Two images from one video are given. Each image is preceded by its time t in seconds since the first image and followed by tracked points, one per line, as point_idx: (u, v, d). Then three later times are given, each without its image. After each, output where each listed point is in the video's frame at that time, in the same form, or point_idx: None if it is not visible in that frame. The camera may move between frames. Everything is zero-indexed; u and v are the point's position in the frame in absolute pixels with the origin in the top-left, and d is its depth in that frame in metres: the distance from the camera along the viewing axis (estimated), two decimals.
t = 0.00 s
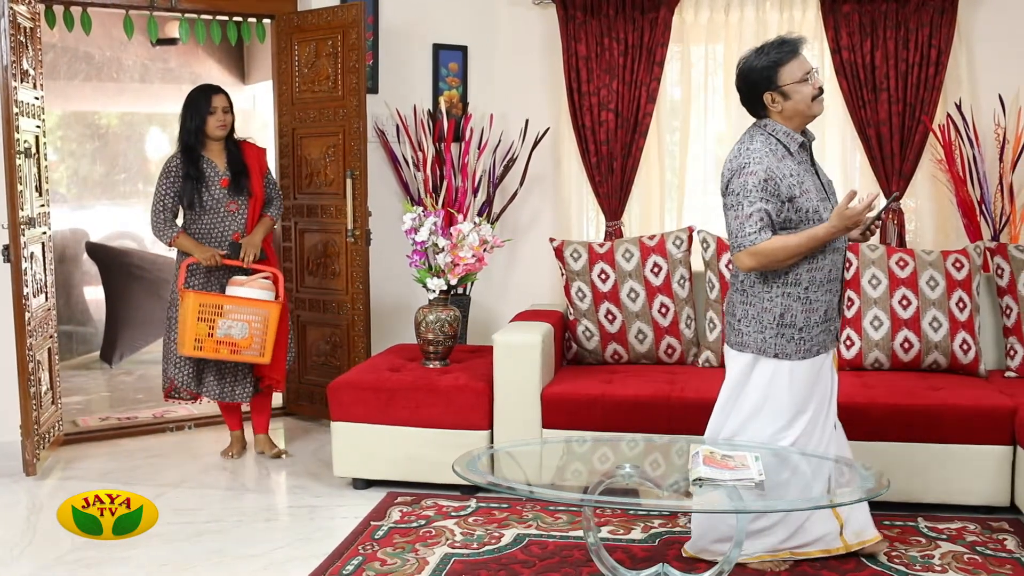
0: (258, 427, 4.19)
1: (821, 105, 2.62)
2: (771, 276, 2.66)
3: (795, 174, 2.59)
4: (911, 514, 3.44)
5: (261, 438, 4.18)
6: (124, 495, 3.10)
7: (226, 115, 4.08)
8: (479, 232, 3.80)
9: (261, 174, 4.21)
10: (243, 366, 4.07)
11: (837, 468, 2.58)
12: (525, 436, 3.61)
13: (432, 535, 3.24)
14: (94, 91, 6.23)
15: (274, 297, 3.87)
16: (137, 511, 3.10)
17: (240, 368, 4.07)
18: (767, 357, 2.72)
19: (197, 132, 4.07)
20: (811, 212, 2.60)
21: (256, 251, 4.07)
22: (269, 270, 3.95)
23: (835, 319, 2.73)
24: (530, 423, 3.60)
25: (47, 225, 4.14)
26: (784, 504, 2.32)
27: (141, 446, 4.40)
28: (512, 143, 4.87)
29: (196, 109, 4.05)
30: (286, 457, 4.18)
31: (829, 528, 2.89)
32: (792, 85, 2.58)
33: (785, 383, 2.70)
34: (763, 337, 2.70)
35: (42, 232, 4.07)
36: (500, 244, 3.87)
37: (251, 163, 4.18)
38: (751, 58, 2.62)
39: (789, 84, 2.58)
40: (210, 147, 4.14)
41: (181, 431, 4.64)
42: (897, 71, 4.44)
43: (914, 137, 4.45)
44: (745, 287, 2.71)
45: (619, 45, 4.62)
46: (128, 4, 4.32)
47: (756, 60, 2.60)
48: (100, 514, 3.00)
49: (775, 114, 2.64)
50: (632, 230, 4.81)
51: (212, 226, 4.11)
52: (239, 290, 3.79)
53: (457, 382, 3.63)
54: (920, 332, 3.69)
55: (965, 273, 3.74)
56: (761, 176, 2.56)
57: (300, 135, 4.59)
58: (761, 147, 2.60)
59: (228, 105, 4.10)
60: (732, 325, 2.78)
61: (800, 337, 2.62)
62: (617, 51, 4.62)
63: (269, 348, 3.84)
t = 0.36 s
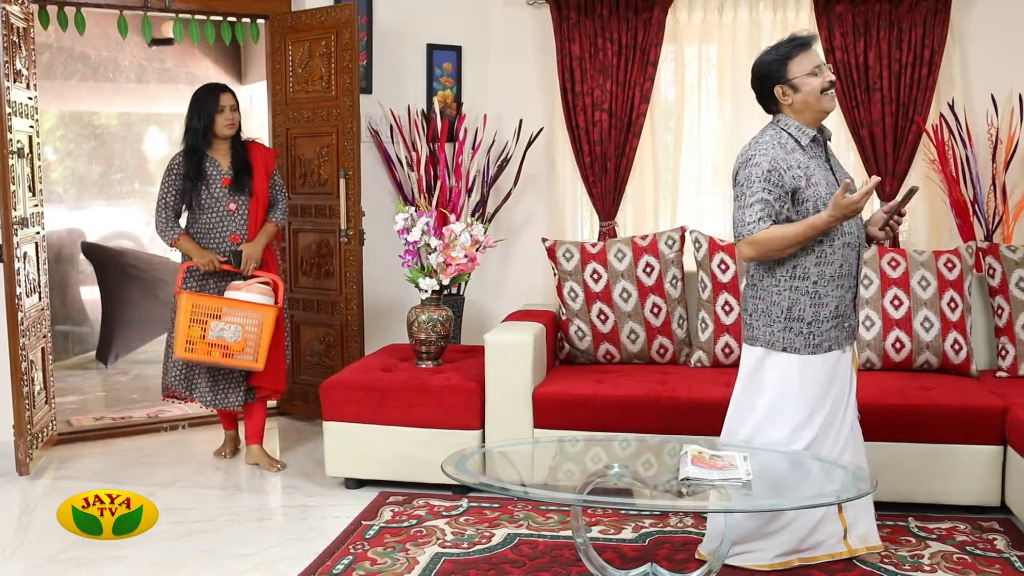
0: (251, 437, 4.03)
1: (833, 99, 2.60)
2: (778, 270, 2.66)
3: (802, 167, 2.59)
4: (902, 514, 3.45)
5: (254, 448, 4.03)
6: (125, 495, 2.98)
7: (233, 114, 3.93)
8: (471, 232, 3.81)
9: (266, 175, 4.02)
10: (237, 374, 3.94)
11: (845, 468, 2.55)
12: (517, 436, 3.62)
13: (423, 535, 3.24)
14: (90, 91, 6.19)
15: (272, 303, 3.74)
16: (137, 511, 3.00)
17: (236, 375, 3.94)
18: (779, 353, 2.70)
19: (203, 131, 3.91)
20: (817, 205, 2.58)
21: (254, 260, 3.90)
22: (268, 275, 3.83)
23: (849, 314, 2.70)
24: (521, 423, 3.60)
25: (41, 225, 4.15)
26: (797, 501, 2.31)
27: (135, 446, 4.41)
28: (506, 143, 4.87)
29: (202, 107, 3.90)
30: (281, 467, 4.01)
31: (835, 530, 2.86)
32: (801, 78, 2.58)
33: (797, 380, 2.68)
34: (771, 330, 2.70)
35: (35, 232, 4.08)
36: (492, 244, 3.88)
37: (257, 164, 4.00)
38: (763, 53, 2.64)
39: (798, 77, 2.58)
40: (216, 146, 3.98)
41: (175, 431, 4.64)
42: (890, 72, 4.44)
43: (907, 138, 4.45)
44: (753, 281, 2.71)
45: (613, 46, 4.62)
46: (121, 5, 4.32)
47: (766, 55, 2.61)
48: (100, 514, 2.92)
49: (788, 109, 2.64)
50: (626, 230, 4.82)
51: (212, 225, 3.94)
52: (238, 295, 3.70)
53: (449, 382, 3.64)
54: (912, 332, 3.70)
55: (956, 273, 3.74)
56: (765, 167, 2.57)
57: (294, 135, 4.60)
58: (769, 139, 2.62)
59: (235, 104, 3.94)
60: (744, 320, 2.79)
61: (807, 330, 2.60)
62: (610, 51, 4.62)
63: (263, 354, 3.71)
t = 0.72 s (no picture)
0: (243, 438, 4.03)
1: (846, 108, 2.59)
2: (779, 265, 2.67)
3: (810, 163, 2.59)
4: (891, 514, 3.45)
5: (245, 448, 4.03)
6: (125, 494, 3.00)
7: (245, 111, 3.84)
8: (461, 232, 3.82)
9: (273, 175, 3.93)
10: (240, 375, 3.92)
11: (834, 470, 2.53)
12: (508, 436, 3.62)
13: (413, 535, 3.24)
14: (84, 91, 6.16)
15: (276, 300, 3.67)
16: (138, 511, 3.02)
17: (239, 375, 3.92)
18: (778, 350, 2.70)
19: (214, 128, 3.82)
20: (822, 201, 2.59)
21: (254, 266, 3.80)
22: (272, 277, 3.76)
23: (849, 314, 2.68)
24: (512, 423, 3.61)
25: (33, 225, 4.15)
26: (786, 500, 2.31)
27: (127, 445, 4.41)
28: (498, 143, 4.88)
29: (214, 102, 3.81)
30: (272, 467, 4.02)
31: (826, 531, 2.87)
32: (821, 78, 2.57)
33: (794, 377, 2.68)
34: (769, 325, 2.71)
35: (28, 232, 4.08)
36: (483, 244, 3.90)
37: (265, 163, 3.93)
38: (788, 49, 2.62)
39: (818, 76, 2.57)
40: (226, 143, 3.90)
41: (168, 431, 4.64)
42: (883, 72, 4.44)
43: (899, 138, 4.45)
44: (755, 275, 2.73)
45: (605, 46, 4.62)
46: (114, 6, 4.32)
47: (791, 50, 2.60)
48: (100, 514, 2.94)
49: (802, 105, 2.63)
50: (618, 230, 4.82)
51: (214, 223, 3.86)
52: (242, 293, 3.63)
53: (440, 382, 3.64)
54: (902, 332, 3.70)
55: (947, 273, 3.74)
56: (773, 161, 2.57)
57: (287, 135, 4.61)
58: (779, 134, 2.62)
59: (247, 100, 3.86)
60: (747, 315, 2.80)
61: (803, 326, 2.60)
62: (603, 52, 4.63)
63: (273, 351, 3.63)
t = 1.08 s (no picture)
0: (233, 438, 4.02)
1: (844, 126, 2.59)
2: (772, 260, 2.67)
3: (808, 161, 2.60)
4: (880, 513, 3.46)
5: (236, 448, 4.02)
6: (125, 495, 3.06)
7: (239, 110, 3.76)
8: (451, 232, 3.83)
9: (270, 178, 3.88)
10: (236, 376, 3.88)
11: (823, 469, 2.53)
12: (497, 436, 3.62)
13: (401, 534, 3.24)
14: (76, 91, 6.08)
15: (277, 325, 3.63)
16: (137, 511, 3.08)
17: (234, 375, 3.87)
18: (770, 349, 2.70)
19: (210, 130, 3.72)
20: (817, 198, 2.60)
21: (254, 283, 3.75)
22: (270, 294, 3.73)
23: (843, 312, 2.68)
24: (501, 423, 3.61)
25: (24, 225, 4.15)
26: (773, 499, 2.31)
27: (118, 445, 4.41)
28: (490, 143, 4.88)
29: (208, 103, 3.72)
30: (263, 467, 4.01)
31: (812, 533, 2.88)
32: (832, 89, 2.55)
33: (786, 374, 2.67)
34: (763, 320, 2.71)
35: (18, 232, 4.08)
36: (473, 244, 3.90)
37: (263, 165, 3.87)
38: (811, 49, 2.57)
39: (830, 86, 2.55)
40: (223, 144, 3.81)
41: (159, 431, 4.65)
42: (873, 72, 4.45)
43: (889, 138, 4.45)
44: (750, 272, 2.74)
45: (597, 46, 4.63)
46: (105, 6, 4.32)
47: (815, 51, 2.55)
48: (100, 514, 3.01)
49: (805, 106, 2.62)
50: (610, 230, 4.83)
51: (212, 228, 3.78)
52: (245, 319, 3.57)
53: (430, 382, 3.64)
54: (891, 332, 3.70)
55: (936, 273, 3.75)
56: (772, 156, 2.58)
57: (278, 135, 4.61)
58: (779, 132, 2.63)
59: (241, 100, 3.78)
60: (742, 312, 2.80)
61: (795, 321, 2.60)
62: (594, 52, 4.63)
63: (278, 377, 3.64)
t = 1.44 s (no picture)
0: (220, 438, 4.02)
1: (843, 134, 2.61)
2: (762, 258, 2.67)
3: (804, 162, 2.59)
4: (866, 513, 3.47)
5: (224, 448, 4.01)
6: (124, 494, 3.09)
7: (205, 114, 3.67)
8: (439, 232, 3.83)
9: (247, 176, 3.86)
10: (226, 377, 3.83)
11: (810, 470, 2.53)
12: (484, 435, 3.63)
13: (388, 534, 3.24)
14: (65, 91, 5.97)
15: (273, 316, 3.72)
16: (137, 511, 3.12)
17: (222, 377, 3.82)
18: (760, 349, 2.70)
19: (175, 135, 3.64)
20: (810, 200, 2.59)
21: (249, 284, 3.78)
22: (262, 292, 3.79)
23: (832, 313, 2.67)
24: (488, 423, 3.61)
25: (11, 225, 4.14)
26: (753, 500, 2.32)
27: (106, 446, 4.41)
28: (478, 143, 4.89)
29: (172, 108, 3.63)
30: (251, 467, 4.01)
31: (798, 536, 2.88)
32: (837, 100, 2.54)
33: (776, 376, 2.67)
34: (752, 318, 2.72)
35: (6, 233, 4.07)
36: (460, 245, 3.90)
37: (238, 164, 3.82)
38: (820, 54, 2.53)
39: (835, 97, 2.53)
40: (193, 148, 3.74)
41: (148, 431, 4.64)
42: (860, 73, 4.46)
43: (877, 138, 4.46)
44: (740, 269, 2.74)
45: (585, 46, 4.64)
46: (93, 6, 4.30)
47: (825, 59, 2.51)
48: (100, 513, 3.05)
49: (809, 111, 2.61)
50: (599, 230, 4.83)
51: (201, 235, 3.72)
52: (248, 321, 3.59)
53: (417, 382, 3.64)
54: (878, 332, 3.71)
55: (922, 273, 3.76)
56: (767, 156, 2.58)
57: (266, 135, 4.60)
58: (775, 132, 2.62)
59: (206, 102, 3.68)
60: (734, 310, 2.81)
61: (783, 319, 2.60)
62: (583, 52, 4.64)
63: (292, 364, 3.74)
